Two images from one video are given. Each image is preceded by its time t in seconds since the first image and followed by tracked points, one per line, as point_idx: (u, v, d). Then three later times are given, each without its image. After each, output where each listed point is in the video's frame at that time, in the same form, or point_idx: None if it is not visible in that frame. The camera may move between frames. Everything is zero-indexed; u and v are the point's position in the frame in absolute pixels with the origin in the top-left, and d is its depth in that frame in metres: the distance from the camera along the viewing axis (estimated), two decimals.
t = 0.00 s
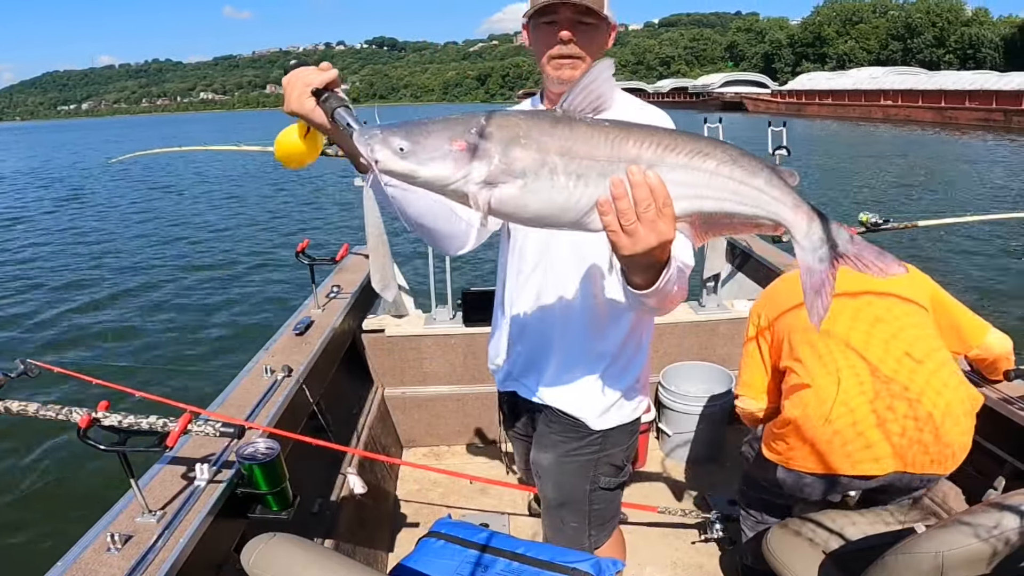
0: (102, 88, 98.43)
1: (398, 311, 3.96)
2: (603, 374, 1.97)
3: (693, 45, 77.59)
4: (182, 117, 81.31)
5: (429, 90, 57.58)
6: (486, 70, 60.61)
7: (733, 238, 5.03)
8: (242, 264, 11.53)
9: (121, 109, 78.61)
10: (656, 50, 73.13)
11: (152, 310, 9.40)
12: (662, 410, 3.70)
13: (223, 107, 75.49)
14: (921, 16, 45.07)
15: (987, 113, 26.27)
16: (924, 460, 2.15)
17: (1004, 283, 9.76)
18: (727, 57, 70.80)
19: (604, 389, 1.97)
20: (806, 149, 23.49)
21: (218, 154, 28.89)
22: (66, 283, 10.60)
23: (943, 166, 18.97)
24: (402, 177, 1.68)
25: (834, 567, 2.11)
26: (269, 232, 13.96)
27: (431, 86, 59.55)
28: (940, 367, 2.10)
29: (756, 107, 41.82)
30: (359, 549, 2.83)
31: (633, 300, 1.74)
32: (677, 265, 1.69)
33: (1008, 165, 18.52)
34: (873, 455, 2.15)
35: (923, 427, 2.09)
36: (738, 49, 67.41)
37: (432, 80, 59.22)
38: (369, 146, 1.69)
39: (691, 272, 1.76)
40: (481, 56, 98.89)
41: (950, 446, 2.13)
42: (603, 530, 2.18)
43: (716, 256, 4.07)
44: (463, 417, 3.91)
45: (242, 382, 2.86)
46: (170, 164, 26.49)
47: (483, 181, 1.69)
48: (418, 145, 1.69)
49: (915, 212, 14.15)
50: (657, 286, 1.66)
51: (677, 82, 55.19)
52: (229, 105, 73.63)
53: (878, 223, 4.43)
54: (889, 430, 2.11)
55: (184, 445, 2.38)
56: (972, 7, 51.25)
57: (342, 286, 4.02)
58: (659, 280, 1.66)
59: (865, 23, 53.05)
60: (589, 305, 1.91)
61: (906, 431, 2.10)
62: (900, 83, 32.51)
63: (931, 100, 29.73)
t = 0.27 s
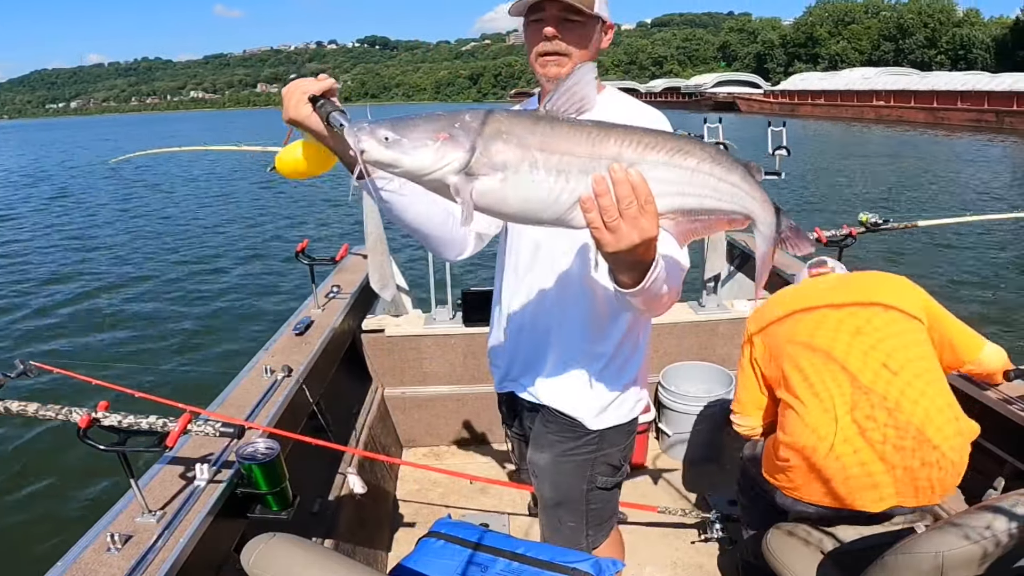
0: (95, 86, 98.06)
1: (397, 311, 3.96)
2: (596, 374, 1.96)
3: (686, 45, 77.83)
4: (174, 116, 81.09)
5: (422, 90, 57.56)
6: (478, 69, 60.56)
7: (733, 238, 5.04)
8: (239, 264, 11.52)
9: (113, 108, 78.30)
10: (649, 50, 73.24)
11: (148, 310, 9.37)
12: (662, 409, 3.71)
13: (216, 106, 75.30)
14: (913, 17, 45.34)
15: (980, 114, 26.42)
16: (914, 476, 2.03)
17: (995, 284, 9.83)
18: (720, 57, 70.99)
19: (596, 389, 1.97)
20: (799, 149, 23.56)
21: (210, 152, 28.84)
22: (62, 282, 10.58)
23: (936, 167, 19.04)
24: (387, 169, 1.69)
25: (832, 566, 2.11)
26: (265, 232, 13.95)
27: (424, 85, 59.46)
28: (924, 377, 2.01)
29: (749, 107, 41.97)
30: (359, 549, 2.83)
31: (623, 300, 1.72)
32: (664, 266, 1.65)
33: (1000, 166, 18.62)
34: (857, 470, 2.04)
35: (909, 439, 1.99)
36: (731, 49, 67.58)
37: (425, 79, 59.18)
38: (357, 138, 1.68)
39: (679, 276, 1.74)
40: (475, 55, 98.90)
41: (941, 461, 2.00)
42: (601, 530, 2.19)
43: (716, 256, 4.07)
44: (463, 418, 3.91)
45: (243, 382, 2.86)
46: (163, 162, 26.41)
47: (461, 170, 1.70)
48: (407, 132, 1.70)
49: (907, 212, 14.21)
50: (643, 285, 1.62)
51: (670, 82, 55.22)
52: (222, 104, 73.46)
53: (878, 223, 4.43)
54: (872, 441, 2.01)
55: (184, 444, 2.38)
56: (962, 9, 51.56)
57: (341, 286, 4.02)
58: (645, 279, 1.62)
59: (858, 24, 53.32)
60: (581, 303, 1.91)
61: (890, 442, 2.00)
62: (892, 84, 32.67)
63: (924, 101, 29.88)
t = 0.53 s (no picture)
0: (89, 85, 97.82)
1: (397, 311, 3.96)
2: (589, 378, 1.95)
3: (679, 44, 78.00)
4: (169, 116, 81.01)
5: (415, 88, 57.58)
6: (470, 67, 60.52)
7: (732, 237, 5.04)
8: (236, 264, 11.52)
9: (106, 107, 78.12)
10: (642, 49, 73.33)
11: (145, 310, 9.37)
12: (662, 409, 3.71)
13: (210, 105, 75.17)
14: (905, 15, 45.51)
15: (972, 112, 26.52)
16: (903, 485, 1.96)
17: (987, 281, 9.88)
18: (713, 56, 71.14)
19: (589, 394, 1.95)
20: (792, 146, 23.60)
21: (205, 151, 28.84)
22: (60, 283, 10.57)
23: (929, 164, 19.10)
24: (373, 189, 1.78)
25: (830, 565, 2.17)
26: (262, 231, 13.95)
27: (417, 84, 59.43)
28: (914, 383, 1.96)
29: (742, 106, 42.05)
30: (359, 548, 2.83)
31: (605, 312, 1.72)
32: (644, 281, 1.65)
33: (993, 163, 18.70)
34: (842, 478, 2.00)
35: (894, 446, 1.94)
36: (725, 47, 67.70)
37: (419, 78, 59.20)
38: (345, 160, 1.77)
39: (661, 291, 1.73)
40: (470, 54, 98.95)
41: (932, 469, 1.94)
42: (597, 529, 2.16)
43: (716, 256, 4.07)
44: (463, 418, 3.90)
45: (242, 383, 2.86)
46: (157, 161, 26.38)
47: (442, 191, 1.74)
48: (390, 154, 1.77)
49: (899, 209, 14.27)
50: (623, 301, 1.63)
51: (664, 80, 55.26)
52: (216, 103, 73.32)
53: (878, 223, 4.43)
54: (858, 446, 1.97)
55: (184, 444, 2.37)
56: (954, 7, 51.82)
57: (342, 286, 4.03)
58: (625, 296, 1.63)
59: (850, 22, 53.51)
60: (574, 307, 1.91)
61: (877, 447, 1.95)
62: (884, 82, 32.77)
63: (916, 99, 29.97)
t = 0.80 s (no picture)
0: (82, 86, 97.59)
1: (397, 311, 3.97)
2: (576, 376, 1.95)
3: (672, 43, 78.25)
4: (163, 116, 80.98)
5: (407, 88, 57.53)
6: (463, 67, 60.55)
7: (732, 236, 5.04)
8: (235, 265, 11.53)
9: (99, 107, 78.00)
10: (634, 48, 73.41)
11: (142, 313, 9.37)
12: (663, 409, 3.71)
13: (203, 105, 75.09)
14: (897, 14, 45.74)
15: (964, 110, 26.64)
16: (899, 485, 1.95)
17: (977, 279, 9.93)
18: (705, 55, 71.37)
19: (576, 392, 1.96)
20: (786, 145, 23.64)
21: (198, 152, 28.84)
22: (59, 285, 10.57)
23: (921, 161, 19.16)
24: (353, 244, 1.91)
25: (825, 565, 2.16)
26: (258, 232, 13.96)
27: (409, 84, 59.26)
28: (919, 383, 1.94)
29: (735, 105, 42.17)
30: (359, 548, 2.83)
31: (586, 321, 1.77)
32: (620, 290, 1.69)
33: (986, 160, 18.76)
34: (844, 476, 1.99)
35: (894, 444, 1.93)
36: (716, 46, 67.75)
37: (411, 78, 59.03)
38: (325, 220, 1.92)
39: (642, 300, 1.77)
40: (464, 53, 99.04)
41: (928, 469, 1.92)
42: (592, 527, 2.16)
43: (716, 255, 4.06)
44: (464, 418, 3.90)
45: (243, 383, 2.86)
46: (149, 162, 26.36)
47: (416, 237, 1.88)
48: (363, 210, 1.91)
49: (890, 207, 14.33)
50: (598, 313, 1.68)
51: (656, 80, 55.34)
52: (208, 103, 73.25)
53: (877, 223, 4.43)
54: (857, 444, 1.97)
55: (184, 445, 2.38)
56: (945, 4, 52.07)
57: (342, 286, 4.03)
58: (601, 307, 1.67)
59: (842, 20, 53.75)
60: (558, 304, 1.91)
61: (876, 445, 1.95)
62: (877, 80, 32.90)
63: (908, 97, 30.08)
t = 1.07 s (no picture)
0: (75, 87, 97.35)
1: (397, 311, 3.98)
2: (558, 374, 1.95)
3: (665, 44, 78.48)
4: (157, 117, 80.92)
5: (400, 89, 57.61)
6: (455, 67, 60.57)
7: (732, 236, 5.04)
8: (232, 266, 11.53)
9: (92, 108, 77.84)
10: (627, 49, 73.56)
11: (139, 314, 9.37)
12: (662, 410, 3.71)
13: (196, 106, 75.01)
14: (888, 14, 45.95)
15: (956, 110, 26.75)
16: (897, 481, 1.94)
17: (967, 278, 9.99)
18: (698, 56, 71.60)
19: (558, 390, 1.96)
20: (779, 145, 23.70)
21: (191, 153, 28.82)
22: (56, 287, 10.56)
23: (915, 162, 19.21)
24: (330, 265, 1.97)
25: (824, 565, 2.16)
26: (254, 233, 13.97)
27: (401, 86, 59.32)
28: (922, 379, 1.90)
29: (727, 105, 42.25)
30: (359, 548, 2.83)
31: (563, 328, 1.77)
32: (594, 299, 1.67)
33: (978, 161, 18.85)
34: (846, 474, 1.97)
35: (898, 439, 1.90)
36: (709, 47, 67.91)
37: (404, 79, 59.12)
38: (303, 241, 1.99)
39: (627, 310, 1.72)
40: (458, 54, 99.19)
41: (928, 464, 1.91)
42: (584, 525, 2.17)
43: (717, 256, 4.06)
44: (463, 418, 3.90)
45: (243, 383, 2.86)
46: (141, 162, 26.30)
47: (386, 257, 1.91)
48: (335, 234, 1.95)
49: (881, 207, 14.41)
50: (568, 319, 1.66)
51: (649, 80, 55.41)
52: (201, 104, 73.18)
53: (877, 223, 4.44)
54: (858, 442, 1.94)
55: (184, 445, 2.38)
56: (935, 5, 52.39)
57: (342, 286, 4.03)
58: (571, 313, 1.66)
59: (834, 21, 54.01)
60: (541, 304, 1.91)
61: (877, 443, 1.92)
62: (869, 81, 33.01)
63: (901, 97, 30.19)
